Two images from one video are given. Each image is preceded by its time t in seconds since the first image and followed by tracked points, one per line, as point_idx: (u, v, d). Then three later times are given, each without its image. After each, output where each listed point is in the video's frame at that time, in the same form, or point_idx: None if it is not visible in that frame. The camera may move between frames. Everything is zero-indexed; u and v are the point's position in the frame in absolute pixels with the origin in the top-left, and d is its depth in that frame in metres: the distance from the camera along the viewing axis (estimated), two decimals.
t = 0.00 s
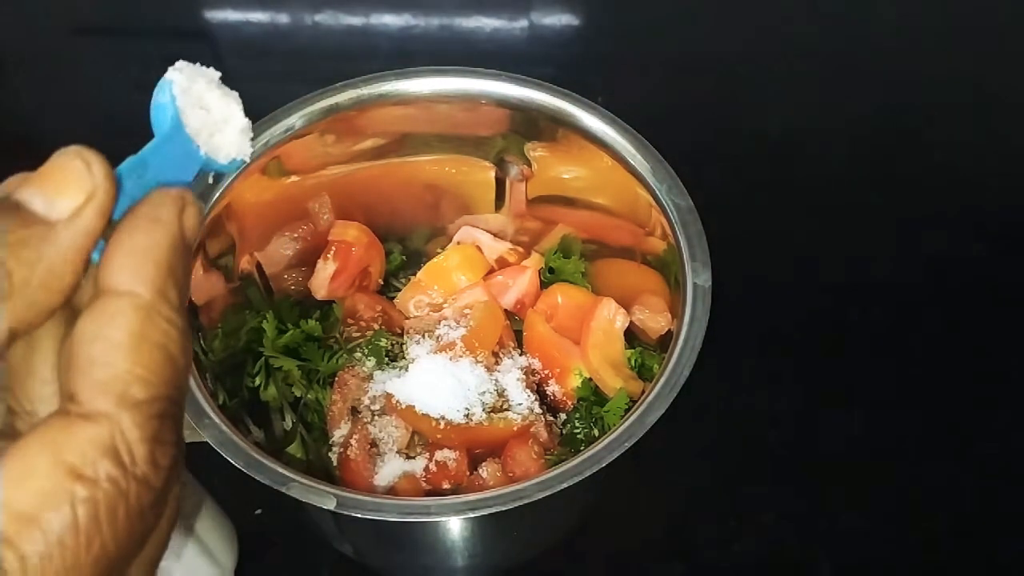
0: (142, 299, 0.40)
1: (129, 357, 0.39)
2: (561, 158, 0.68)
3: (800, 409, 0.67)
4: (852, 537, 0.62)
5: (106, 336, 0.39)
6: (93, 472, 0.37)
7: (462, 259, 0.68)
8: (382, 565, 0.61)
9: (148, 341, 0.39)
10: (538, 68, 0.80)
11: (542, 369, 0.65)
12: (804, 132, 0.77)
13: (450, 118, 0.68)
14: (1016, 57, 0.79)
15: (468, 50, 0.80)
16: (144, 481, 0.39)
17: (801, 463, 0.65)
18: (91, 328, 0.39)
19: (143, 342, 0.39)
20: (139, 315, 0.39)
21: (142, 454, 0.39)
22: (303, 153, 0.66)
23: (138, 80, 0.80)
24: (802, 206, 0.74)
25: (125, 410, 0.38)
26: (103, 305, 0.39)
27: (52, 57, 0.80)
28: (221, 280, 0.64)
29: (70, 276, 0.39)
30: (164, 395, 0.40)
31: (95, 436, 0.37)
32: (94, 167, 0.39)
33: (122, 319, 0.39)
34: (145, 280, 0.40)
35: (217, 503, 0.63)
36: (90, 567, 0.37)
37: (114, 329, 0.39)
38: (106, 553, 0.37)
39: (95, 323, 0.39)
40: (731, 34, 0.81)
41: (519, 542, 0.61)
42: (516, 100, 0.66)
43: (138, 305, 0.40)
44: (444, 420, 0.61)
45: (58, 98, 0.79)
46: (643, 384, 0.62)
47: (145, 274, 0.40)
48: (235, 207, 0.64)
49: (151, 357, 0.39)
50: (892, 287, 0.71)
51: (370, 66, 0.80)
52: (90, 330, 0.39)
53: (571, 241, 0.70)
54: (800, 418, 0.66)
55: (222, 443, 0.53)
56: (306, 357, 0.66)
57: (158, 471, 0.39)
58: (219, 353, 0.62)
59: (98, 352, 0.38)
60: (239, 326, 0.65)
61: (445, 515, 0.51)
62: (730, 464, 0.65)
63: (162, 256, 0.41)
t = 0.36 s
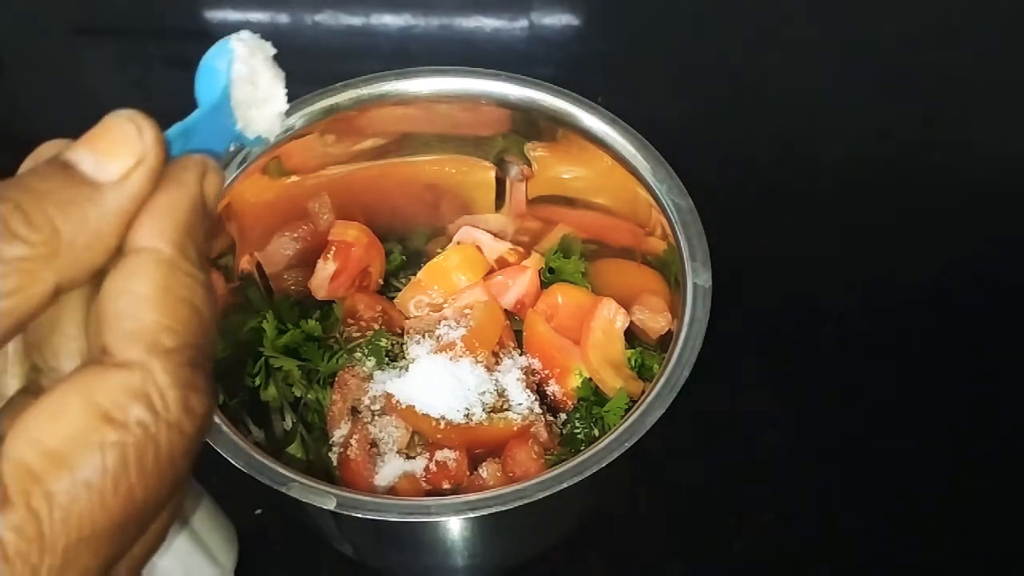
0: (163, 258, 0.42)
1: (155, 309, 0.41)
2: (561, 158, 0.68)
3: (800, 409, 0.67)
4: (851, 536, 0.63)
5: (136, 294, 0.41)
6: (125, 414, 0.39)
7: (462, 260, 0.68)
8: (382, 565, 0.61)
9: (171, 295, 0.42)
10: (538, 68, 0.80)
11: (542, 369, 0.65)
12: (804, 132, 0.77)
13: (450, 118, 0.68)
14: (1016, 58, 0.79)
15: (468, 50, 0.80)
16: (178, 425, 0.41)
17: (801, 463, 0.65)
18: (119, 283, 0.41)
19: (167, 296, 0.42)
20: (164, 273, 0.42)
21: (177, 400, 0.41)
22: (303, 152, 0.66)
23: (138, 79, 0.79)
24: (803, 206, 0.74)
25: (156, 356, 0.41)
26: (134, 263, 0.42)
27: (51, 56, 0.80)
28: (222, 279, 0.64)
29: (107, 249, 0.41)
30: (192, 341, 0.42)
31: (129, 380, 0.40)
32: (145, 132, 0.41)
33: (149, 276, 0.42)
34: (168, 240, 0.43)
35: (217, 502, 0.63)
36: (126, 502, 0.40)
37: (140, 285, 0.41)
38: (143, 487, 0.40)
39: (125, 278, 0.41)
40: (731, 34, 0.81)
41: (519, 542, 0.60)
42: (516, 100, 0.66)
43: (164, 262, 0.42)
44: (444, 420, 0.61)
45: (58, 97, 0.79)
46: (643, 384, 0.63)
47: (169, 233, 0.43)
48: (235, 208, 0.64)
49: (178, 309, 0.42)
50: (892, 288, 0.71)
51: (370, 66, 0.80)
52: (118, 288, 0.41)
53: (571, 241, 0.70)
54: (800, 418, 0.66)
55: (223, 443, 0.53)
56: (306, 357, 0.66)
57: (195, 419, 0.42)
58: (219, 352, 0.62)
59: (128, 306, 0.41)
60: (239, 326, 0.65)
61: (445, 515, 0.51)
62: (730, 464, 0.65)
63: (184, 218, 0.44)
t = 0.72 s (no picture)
0: (255, 259, 0.44)
1: (252, 307, 0.43)
2: (561, 159, 0.68)
3: (800, 409, 0.67)
4: (851, 536, 0.63)
5: (232, 292, 0.43)
6: (227, 401, 0.41)
7: (462, 259, 0.68)
8: (382, 565, 0.61)
9: (266, 296, 0.43)
10: (538, 68, 0.80)
11: (543, 369, 0.65)
12: (804, 132, 0.77)
13: (450, 118, 0.68)
14: (1016, 58, 0.79)
15: (468, 50, 0.80)
16: (273, 417, 0.43)
17: (801, 463, 0.65)
18: (214, 281, 0.43)
19: (262, 296, 0.43)
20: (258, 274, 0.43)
21: (275, 392, 0.43)
22: (303, 152, 0.67)
23: (138, 79, 0.80)
24: (803, 206, 0.74)
25: (258, 349, 0.42)
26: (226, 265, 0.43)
27: (51, 56, 0.80)
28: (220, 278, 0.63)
29: (205, 252, 0.42)
30: (287, 338, 0.44)
31: (233, 376, 0.41)
32: (252, 158, 0.42)
33: (246, 276, 0.43)
34: (260, 242, 0.44)
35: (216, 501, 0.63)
36: (217, 480, 0.42)
37: (235, 283, 0.43)
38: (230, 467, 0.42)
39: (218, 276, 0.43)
40: (731, 35, 0.81)
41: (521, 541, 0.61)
42: (515, 100, 0.67)
43: (257, 265, 0.44)
44: (444, 420, 0.61)
45: (57, 96, 0.79)
46: (643, 384, 0.62)
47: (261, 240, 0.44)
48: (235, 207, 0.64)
49: (271, 311, 0.43)
50: (892, 288, 0.71)
51: (370, 66, 0.80)
52: (215, 286, 0.43)
53: (571, 241, 0.69)
54: (800, 417, 0.66)
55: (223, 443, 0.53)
56: (306, 357, 0.66)
57: (284, 412, 0.44)
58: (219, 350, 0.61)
59: (225, 303, 0.42)
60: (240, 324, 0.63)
61: (444, 515, 0.51)
62: (730, 464, 0.65)
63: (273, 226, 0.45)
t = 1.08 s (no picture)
0: (310, 331, 0.42)
1: (314, 380, 0.41)
2: (561, 160, 0.68)
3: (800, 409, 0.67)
4: (850, 536, 0.63)
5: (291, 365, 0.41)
6: (298, 471, 0.39)
7: (461, 259, 0.68)
8: (382, 565, 0.60)
9: (326, 369, 0.41)
10: (538, 67, 0.80)
11: (543, 369, 0.65)
12: (804, 132, 0.77)
13: (450, 118, 0.68)
14: (1016, 57, 0.79)
15: (468, 50, 0.80)
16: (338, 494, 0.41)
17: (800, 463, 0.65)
18: (274, 354, 0.41)
19: (322, 370, 0.41)
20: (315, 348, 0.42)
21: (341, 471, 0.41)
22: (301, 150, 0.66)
23: (138, 81, 0.80)
24: (803, 206, 0.74)
25: (327, 426, 0.40)
26: (280, 338, 0.41)
27: (51, 56, 0.80)
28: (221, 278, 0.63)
29: (257, 320, 0.41)
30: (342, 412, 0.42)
31: (306, 452, 0.39)
32: (307, 236, 0.41)
33: (304, 349, 0.41)
34: (315, 316, 0.42)
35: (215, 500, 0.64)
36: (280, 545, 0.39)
37: (297, 358, 0.41)
38: (290, 543, 0.40)
39: (281, 349, 0.41)
40: (731, 35, 0.81)
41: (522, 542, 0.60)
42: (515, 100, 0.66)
43: (312, 339, 0.42)
44: (444, 420, 0.62)
45: (58, 97, 0.79)
46: (643, 384, 0.63)
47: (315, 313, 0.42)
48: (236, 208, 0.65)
49: (332, 387, 0.41)
50: (892, 287, 0.71)
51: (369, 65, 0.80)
52: (272, 358, 0.41)
53: (571, 241, 0.69)
54: (800, 417, 0.66)
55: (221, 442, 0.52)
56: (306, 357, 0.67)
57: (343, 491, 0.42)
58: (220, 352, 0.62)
59: (286, 378, 0.40)
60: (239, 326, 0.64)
61: (444, 514, 0.51)
62: (729, 463, 0.65)
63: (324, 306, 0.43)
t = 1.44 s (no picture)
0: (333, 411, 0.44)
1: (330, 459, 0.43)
2: (561, 160, 0.68)
3: (799, 410, 0.67)
4: (849, 536, 0.63)
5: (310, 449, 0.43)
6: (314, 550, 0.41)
7: (462, 260, 0.69)
8: (383, 565, 0.61)
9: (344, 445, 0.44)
10: (538, 68, 0.80)
11: (543, 369, 0.65)
12: (804, 132, 0.77)
13: (450, 119, 0.68)
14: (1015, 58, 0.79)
15: (469, 49, 0.80)
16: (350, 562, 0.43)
17: (800, 463, 0.65)
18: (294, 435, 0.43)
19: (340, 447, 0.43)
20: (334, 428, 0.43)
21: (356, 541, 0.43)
22: (300, 150, 0.66)
23: (138, 81, 0.80)
24: (803, 206, 0.74)
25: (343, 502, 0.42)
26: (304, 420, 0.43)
27: (52, 56, 0.80)
28: (222, 280, 0.63)
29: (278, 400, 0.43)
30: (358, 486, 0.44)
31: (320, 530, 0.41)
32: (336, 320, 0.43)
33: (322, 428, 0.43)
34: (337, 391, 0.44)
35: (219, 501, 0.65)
36: None
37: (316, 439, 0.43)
38: None
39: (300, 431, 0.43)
40: (730, 35, 0.81)
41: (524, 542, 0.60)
42: (516, 100, 0.66)
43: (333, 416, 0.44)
44: (445, 420, 0.61)
45: (59, 97, 0.79)
46: (643, 384, 0.62)
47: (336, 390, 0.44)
48: (235, 207, 0.64)
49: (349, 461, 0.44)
50: (892, 287, 0.71)
51: (369, 66, 0.80)
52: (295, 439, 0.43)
53: (571, 241, 0.70)
54: (800, 418, 0.66)
55: (222, 442, 0.52)
56: (305, 357, 0.66)
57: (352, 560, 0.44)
58: (219, 353, 0.62)
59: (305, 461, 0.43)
60: (239, 327, 0.65)
61: (444, 514, 0.51)
62: (729, 464, 0.65)
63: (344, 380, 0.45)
